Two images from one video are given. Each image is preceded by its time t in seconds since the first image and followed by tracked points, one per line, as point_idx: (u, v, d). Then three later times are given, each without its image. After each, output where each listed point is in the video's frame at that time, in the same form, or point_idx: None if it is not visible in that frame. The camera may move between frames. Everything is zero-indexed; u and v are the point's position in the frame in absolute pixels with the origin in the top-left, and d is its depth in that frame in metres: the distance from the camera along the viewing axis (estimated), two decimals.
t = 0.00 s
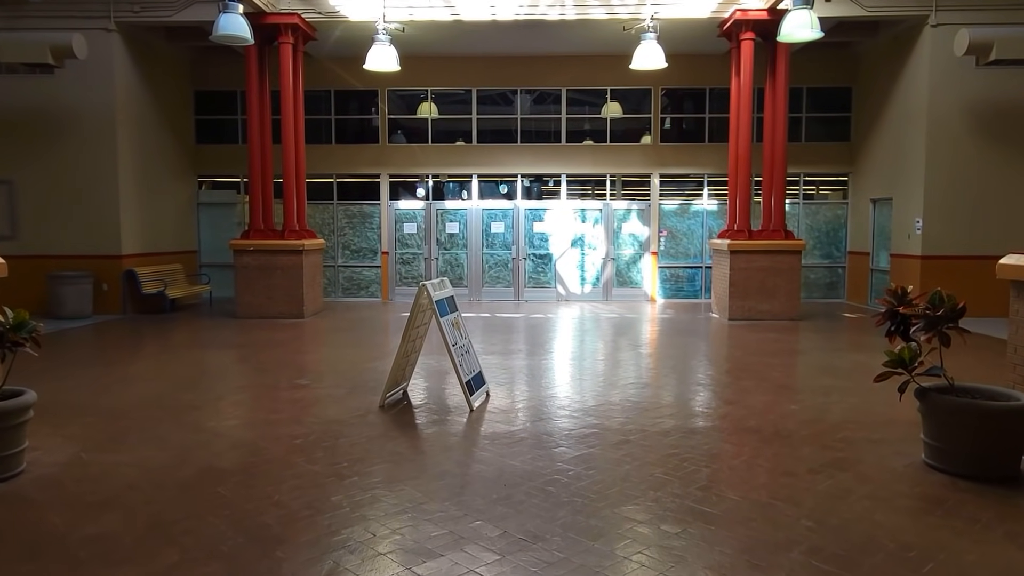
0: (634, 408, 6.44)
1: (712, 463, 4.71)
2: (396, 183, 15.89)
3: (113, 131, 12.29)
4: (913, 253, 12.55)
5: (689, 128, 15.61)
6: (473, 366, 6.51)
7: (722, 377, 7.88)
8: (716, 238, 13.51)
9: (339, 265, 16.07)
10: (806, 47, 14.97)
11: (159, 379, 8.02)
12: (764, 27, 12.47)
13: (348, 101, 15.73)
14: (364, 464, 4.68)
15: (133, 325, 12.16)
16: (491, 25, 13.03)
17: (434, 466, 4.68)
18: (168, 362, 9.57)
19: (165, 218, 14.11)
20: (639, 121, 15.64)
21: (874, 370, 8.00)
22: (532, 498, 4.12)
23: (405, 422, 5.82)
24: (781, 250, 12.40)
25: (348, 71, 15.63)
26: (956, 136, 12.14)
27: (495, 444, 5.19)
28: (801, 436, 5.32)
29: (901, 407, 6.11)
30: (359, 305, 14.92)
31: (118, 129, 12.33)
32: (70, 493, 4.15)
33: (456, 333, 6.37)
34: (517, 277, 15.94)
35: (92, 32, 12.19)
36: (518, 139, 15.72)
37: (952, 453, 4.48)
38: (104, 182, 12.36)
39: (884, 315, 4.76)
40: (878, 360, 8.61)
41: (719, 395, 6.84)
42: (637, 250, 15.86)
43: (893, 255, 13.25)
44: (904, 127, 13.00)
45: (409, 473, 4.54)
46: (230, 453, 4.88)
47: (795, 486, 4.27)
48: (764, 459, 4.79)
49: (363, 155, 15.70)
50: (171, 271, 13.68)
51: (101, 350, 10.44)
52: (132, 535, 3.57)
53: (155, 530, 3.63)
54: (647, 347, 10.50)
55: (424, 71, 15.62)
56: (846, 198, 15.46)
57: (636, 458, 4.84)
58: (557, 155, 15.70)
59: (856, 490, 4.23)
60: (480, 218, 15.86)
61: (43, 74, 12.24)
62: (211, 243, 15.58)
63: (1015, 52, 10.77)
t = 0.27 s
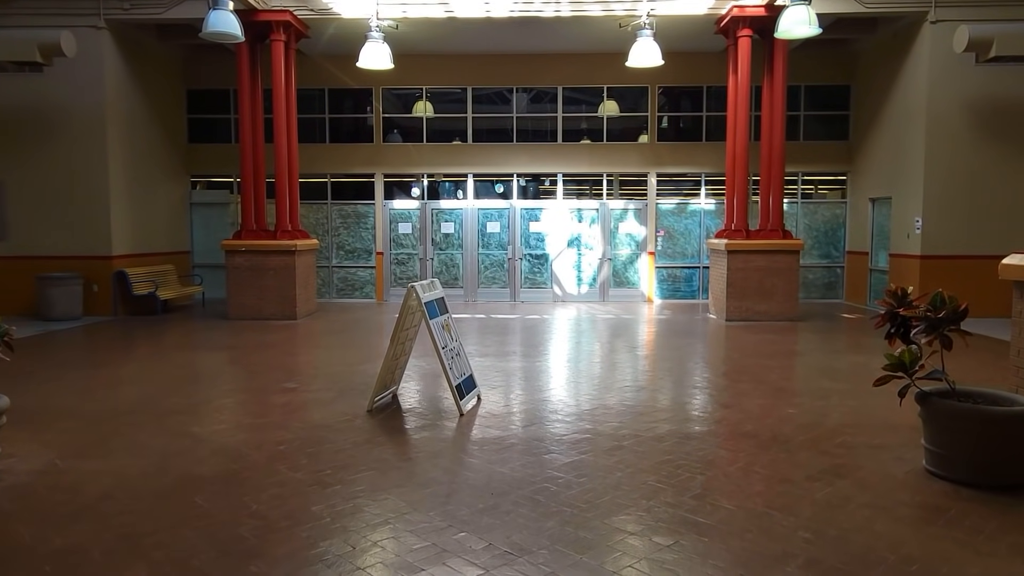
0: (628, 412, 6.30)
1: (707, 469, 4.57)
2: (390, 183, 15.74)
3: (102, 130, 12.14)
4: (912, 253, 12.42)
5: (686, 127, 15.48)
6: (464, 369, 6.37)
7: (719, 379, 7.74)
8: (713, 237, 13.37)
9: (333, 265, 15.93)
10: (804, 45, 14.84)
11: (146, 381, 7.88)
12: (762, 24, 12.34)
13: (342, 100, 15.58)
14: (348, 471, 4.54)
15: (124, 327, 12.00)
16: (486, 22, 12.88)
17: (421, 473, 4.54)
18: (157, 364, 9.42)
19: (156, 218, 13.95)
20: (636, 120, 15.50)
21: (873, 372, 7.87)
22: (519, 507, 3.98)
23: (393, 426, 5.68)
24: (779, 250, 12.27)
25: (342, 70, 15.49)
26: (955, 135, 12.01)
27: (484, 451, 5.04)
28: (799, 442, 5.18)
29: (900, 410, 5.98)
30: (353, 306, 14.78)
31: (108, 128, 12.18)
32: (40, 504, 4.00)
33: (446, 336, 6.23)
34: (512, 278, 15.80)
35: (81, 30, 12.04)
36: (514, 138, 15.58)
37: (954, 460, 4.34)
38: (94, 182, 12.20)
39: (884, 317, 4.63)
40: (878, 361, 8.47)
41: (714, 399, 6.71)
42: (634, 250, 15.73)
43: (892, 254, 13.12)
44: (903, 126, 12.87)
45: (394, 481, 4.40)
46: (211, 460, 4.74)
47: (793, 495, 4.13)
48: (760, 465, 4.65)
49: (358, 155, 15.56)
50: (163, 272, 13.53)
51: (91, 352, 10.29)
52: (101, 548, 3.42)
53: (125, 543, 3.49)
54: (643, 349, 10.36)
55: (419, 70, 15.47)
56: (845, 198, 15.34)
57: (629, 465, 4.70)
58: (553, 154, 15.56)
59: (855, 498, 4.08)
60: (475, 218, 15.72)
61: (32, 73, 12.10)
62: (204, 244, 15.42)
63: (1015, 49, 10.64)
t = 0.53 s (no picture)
0: (620, 416, 6.15)
1: (697, 479, 4.43)
2: (385, 183, 15.60)
3: (92, 128, 11.99)
4: (912, 254, 12.27)
5: (683, 127, 15.34)
6: (451, 373, 6.22)
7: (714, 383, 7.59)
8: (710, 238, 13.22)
9: (327, 266, 15.78)
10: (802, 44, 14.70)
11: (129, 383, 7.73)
12: (759, 22, 12.21)
13: (337, 99, 15.44)
14: (327, 480, 4.39)
15: (113, 328, 11.85)
16: (481, 21, 12.73)
17: (402, 481, 4.39)
18: (144, 366, 9.27)
19: (147, 217, 13.80)
20: (633, 119, 15.35)
21: (871, 376, 7.72)
22: (501, 519, 3.83)
23: (376, 431, 5.53)
24: (777, 251, 12.11)
25: (337, 69, 15.34)
26: (955, 135, 11.86)
27: (469, 458, 4.89)
28: (793, 449, 5.03)
29: (897, 416, 5.83)
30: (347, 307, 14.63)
31: (98, 126, 12.03)
32: (3, 514, 3.86)
33: (433, 339, 6.08)
34: (508, 278, 15.66)
35: (71, 28, 11.89)
36: (510, 137, 15.43)
37: (952, 470, 4.19)
38: (84, 180, 12.06)
39: (880, 321, 4.48)
40: (876, 365, 8.33)
41: (708, 403, 6.55)
42: (631, 251, 15.59)
43: (892, 256, 12.97)
44: (903, 126, 12.72)
45: (373, 490, 4.25)
46: (186, 467, 4.59)
47: (785, 506, 3.98)
48: (752, 474, 4.50)
49: (352, 154, 15.41)
50: (154, 273, 13.38)
51: (78, 353, 10.15)
52: (61, 563, 3.28)
53: (87, 557, 3.34)
54: (639, 352, 10.20)
55: (414, 69, 15.33)
56: (844, 198, 15.19)
57: (618, 473, 4.55)
58: (550, 154, 15.41)
59: (849, 510, 3.94)
60: (471, 218, 15.58)
61: (21, 72, 11.96)
62: (197, 244, 15.28)
63: (1016, 48, 10.48)
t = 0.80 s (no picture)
0: (613, 421, 6.00)
1: (689, 487, 4.28)
2: (382, 182, 15.47)
3: (85, 127, 11.87)
4: (914, 255, 12.10)
5: (683, 126, 15.19)
6: (441, 376, 6.07)
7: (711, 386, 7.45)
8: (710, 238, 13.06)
9: (323, 266, 15.66)
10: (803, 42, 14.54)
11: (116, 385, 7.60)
12: (760, 20, 12.06)
13: (334, 98, 15.30)
14: (308, 487, 4.25)
15: (105, 328, 11.73)
16: (478, 18, 12.59)
17: (385, 489, 4.25)
18: (134, 368, 9.14)
19: (142, 217, 13.68)
20: (633, 118, 15.20)
21: (871, 379, 7.56)
22: (485, 531, 3.68)
23: (363, 436, 5.39)
24: (778, 251, 11.96)
25: (334, 67, 15.21)
26: (958, 134, 11.70)
27: (456, 464, 4.74)
28: (790, 456, 4.89)
29: (898, 422, 5.68)
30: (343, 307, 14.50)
31: (90, 125, 11.91)
32: None
33: (422, 341, 5.93)
34: (506, 279, 15.53)
35: (63, 25, 11.77)
36: (508, 137, 15.29)
37: (954, 479, 4.04)
38: (77, 179, 11.95)
39: (880, 325, 4.33)
40: (876, 368, 8.18)
41: (704, 408, 6.41)
42: (630, 251, 15.45)
43: (894, 256, 12.81)
44: (905, 125, 12.55)
45: (354, 499, 4.11)
46: (164, 474, 4.46)
47: (779, 517, 3.83)
48: (747, 483, 4.35)
49: (349, 153, 15.28)
50: (148, 273, 13.26)
51: (68, 354, 10.03)
52: None
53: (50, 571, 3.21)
54: (637, 353, 10.05)
55: (412, 67, 15.20)
56: (845, 198, 15.02)
57: (609, 481, 4.40)
58: (548, 153, 15.27)
59: (847, 522, 3.79)
60: (468, 218, 15.45)
61: (14, 70, 11.85)
62: (193, 244, 15.17)
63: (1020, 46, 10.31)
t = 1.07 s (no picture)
0: (609, 423, 5.84)
1: (688, 493, 4.12)
2: (379, 179, 15.32)
3: (77, 123, 11.71)
4: (918, 253, 11.92)
5: (684, 123, 15.01)
6: (432, 377, 5.91)
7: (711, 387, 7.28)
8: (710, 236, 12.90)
9: (320, 264, 15.51)
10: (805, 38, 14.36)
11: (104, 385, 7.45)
12: (761, 14, 11.88)
13: (330, 94, 15.14)
14: (290, 493, 4.09)
15: (98, 327, 11.58)
16: (476, 13, 12.42)
17: (370, 494, 4.09)
18: (124, 367, 8.99)
19: (136, 215, 13.52)
20: (633, 115, 15.03)
21: (875, 380, 7.40)
22: (474, 539, 3.52)
23: (351, 438, 5.23)
24: (779, 249, 11.79)
25: (330, 63, 15.05)
26: (962, 130, 11.53)
27: (447, 468, 4.58)
28: (792, 460, 4.72)
29: (903, 424, 5.52)
30: (339, 306, 14.35)
31: (83, 121, 11.75)
32: None
33: (414, 341, 5.76)
34: (504, 277, 15.38)
35: (55, 20, 11.61)
36: (507, 133, 15.12)
37: (963, 485, 3.87)
38: (69, 176, 11.79)
39: (885, 324, 4.17)
40: (880, 368, 8.01)
41: (704, 409, 6.25)
42: (630, 249, 15.29)
43: (897, 254, 12.63)
44: (909, 121, 12.38)
45: (339, 504, 3.95)
46: (142, 479, 4.30)
47: (781, 525, 3.67)
48: (747, 489, 4.19)
49: (346, 150, 15.12)
50: (142, 271, 13.11)
51: (59, 354, 9.87)
52: None
53: None
54: (637, 353, 9.88)
55: (409, 63, 15.03)
56: (848, 195, 14.85)
57: (603, 487, 4.23)
58: (547, 150, 15.10)
59: (851, 530, 3.63)
60: (466, 215, 15.30)
61: (5, 65, 11.68)
62: (188, 242, 15.02)
63: None
